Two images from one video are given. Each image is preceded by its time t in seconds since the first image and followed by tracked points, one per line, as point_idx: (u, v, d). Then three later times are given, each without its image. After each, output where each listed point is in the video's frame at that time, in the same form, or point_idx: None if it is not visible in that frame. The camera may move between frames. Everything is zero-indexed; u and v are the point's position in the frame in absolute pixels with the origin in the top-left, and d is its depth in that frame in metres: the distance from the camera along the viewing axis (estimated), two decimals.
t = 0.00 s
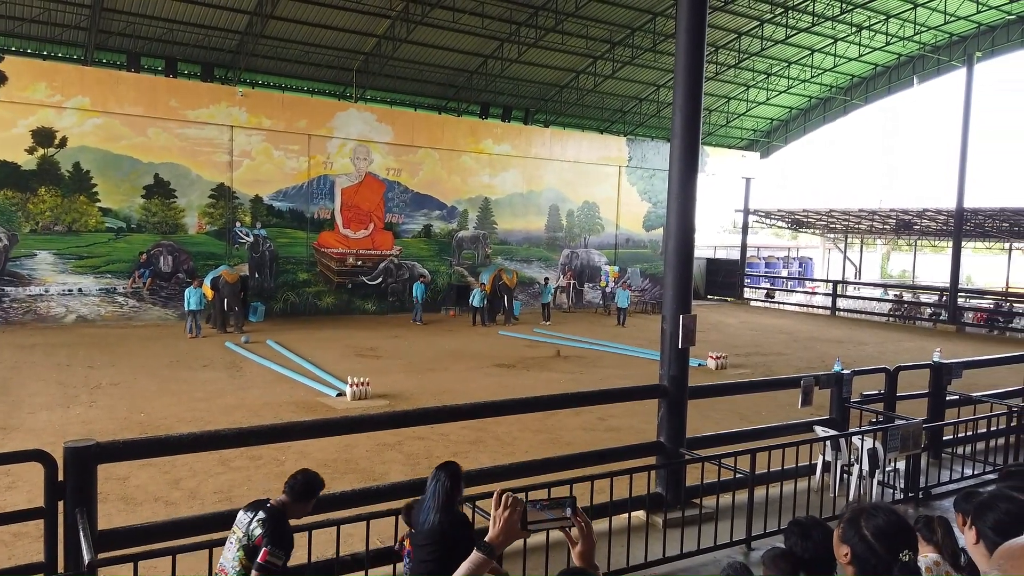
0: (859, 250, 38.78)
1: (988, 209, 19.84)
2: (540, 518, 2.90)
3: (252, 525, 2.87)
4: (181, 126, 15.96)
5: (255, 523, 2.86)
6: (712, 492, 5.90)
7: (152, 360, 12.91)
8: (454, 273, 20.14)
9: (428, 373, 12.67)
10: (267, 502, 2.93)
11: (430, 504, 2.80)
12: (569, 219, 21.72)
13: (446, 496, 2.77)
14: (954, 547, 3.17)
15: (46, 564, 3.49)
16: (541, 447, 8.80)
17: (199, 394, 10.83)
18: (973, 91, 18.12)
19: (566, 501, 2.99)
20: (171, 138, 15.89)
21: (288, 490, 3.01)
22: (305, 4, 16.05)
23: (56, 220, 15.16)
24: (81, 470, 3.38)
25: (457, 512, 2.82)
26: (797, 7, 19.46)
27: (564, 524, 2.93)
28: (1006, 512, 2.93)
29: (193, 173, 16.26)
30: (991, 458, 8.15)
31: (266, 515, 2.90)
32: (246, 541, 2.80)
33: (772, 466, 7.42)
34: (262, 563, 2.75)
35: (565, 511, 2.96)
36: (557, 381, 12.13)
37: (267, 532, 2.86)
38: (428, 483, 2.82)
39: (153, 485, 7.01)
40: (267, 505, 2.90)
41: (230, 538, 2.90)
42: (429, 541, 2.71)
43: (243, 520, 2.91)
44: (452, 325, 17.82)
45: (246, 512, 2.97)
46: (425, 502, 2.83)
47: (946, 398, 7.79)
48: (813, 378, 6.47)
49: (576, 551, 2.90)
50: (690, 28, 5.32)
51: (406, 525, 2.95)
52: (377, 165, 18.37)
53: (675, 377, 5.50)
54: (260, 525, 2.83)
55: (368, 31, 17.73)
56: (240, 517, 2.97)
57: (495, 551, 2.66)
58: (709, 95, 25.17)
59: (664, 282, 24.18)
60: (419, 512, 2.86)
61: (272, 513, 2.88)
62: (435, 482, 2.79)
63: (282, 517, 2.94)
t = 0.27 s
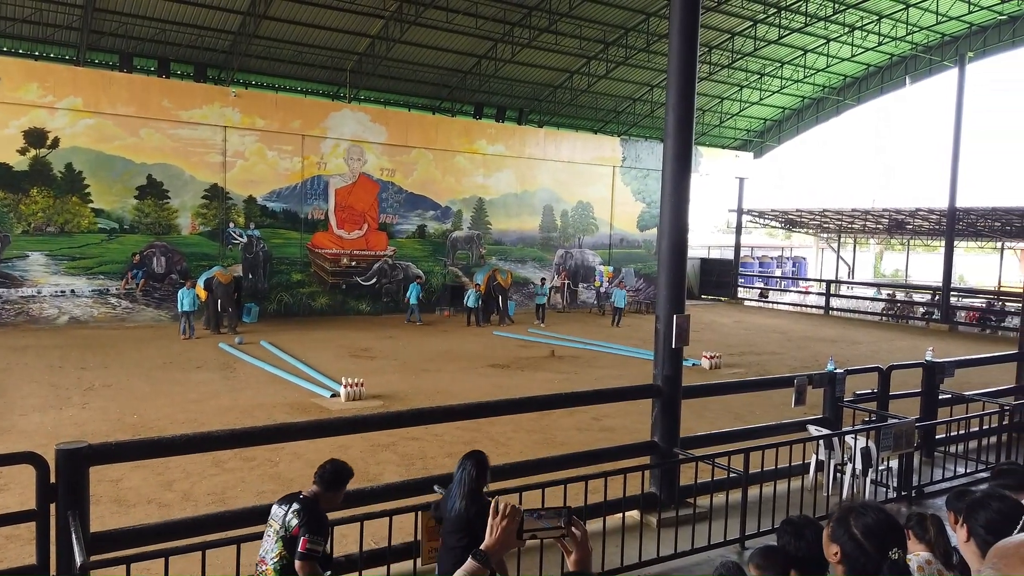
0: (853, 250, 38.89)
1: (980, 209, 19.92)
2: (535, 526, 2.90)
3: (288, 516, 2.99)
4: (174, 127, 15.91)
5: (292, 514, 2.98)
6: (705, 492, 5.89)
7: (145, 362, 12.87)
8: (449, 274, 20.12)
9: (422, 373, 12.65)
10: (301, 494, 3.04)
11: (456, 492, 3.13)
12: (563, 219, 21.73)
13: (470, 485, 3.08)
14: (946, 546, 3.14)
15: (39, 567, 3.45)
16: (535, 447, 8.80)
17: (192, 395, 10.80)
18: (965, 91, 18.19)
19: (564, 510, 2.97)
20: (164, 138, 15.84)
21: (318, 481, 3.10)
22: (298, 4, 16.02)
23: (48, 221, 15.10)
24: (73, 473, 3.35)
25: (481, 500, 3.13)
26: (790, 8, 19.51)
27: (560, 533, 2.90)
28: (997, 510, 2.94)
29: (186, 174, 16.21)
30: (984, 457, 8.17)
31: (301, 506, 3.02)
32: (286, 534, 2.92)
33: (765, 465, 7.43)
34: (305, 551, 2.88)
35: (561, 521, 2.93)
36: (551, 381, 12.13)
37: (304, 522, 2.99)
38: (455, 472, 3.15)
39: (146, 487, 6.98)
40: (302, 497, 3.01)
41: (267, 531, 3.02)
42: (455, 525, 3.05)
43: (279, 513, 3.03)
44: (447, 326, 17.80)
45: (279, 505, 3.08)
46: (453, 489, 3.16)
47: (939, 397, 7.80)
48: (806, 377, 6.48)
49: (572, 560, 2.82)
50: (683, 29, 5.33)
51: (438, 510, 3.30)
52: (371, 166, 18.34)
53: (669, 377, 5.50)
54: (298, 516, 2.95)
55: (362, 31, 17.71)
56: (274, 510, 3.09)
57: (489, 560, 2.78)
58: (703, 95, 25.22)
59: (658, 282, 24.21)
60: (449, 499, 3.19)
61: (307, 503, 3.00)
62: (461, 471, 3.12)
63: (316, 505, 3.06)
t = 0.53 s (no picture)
0: (845, 249, 39.04)
1: (971, 208, 20.02)
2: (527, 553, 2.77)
3: (328, 504, 3.09)
4: (165, 128, 15.86)
5: (330, 502, 3.08)
6: (698, 491, 5.89)
7: (137, 364, 12.81)
8: (442, 274, 20.12)
9: (416, 374, 12.63)
10: (340, 483, 3.13)
11: (488, 491, 3.13)
12: (556, 219, 21.74)
13: (502, 483, 3.08)
14: (936, 544, 3.12)
15: (30, 570, 3.44)
16: (528, 447, 8.80)
17: (184, 397, 10.76)
18: (955, 90, 18.28)
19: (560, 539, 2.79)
20: (156, 139, 15.79)
21: (357, 471, 3.18)
22: (290, 4, 15.99)
23: (39, 223, 15.02)
24: (64, 476, 3.34)
25: (515, 500, 3.12)
26: (781, 8, 19.58)
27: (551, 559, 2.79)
28: (987, 509, 2.93)
29: (178, 175, 16.16)
30: (974, 455, 8.21)
31: (340, 494, 3.11)
32: (322, 519, 3.03)
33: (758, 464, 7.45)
34: (338, 537, 2.94)
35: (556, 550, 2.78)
36: (544, 382, 12.14)
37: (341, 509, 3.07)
38: (489, 470, 3.16)
39: (138, 490, 6.95)
40: (340, 485, 3.11)
41: (311, 518, 3.13)
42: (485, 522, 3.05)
43: (321, 501, 3.14)
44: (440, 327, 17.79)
45: (323, 494, 3.19)
46: (486, 487, 3.17)
47: (930, 396, 7.83)
48: (798, 376, 6.48)
49: None
50: (674, 29, 5.33)
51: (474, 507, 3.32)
52: (363, 167, 18.32)
53: (662, 376, 5.51)
54: (334, 503, 3.04)
55: (354, 32, 17.69)
56: (319, 499, 3.21)
57: None
58: (695, 95, 25.28)
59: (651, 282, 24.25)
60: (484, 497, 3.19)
61: (345, 491, 3.08)
62: (494, 469, 3.13)
63: (356, 494, 3.13)
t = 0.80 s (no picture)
0: (837, 249, 39.20)
1: (961, 208, 20.13)
2: None
3: (363, 498, 3.19)
4: (157, 129, 15.81)
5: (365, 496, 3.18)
6: (691, 491, 5.89)
7: (129, 367, 12.76)
8: (435, 275, 20.10)
9: (409, 375, 12.62)
10: (374, 477, 3.20)
11: (526, 484, 3.29)
12: (549, 219, 21.75)
13: (538, 476, 3.24)
14: (927, 541, 3.12)
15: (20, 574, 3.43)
16: (522, 448, 8.80)
17: (177, 400, 10.72)
18: (946, 90, 18.36)
19: None
20: (147, 141, 15.74)
21: (390, 464, 3.25)
22: (282, 6, 15.96)
23: (30, 225, 14.93)
24: (55, 479, 3.32)
25: (549, 492, 3.28)
26: (772, 9, 19.64)
27: None
28: (979, 507, 2.93)
29: (170, 177, 16.10)
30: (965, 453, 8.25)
31: (375, 487, 3.19)
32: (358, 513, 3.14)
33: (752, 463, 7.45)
34: (371, 530, 3.03)
35: None
36: (538, 382, 12.15)
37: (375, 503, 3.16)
38: (522, 463, 3.32)
39: (130, 493, 6.92)
40: (373, 479, 3.19)
41: (350, 510, 3.24)
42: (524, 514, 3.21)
43: (358, 494, 3.25)
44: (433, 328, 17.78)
45: (361, 486, 3.29)
46: (521, 480, 3.33)
47: (922, 394, 7.86)
48: (791, 376, 6.49)
49: None
50: (666, 30, 5.34)
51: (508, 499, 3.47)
52: (356, 168, 18.30)
53: (656, 376, 5.50)
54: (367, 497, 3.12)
55: (346, 33, 17.67)
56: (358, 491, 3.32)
57: None
58: (687, 96, 25.33)
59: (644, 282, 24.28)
60: (518, 490, 3.35)
61: (379, 485, 3.17)
62: (529, 463, 3.28)
63: (390, 487, 3.20)
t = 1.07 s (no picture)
0: (830, 249, 39.34)
1: (953, 208, 20.22)
2: None
3: (408, 495, 3.29)
4: (150, 130, 15.75)
5: (410, 494, 3.28)
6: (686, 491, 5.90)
7: (122, 369, 12.72)
8: (429, 275, 20.09)
9: (404, 376, 12.60)
10: (416, 473, 3.32)
11: (557, 482, 3.33)
12: (544, 220, 21.76)
13: (570, 474, 3.29)
14: (919, 540, 3.14)
15: None
16: (517, 448, 8.81)
17: (170, 401, 10.70)
18: (937, 91, 18.44)
19: None
20: (140, 142, 15.69)
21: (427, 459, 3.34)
22: (275, 6, 15.92)
23: (22, 227, 14.85)
24: (48, 483, 3.30)
25: (580, 488, 3.34)
26: (765, 9, 19.69)
27: None
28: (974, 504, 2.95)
29: (163, 178, 16.04)
30: (958, 451, 8.29)
31: (417, 484, 3.30)
32: (408, 513, 3.24)
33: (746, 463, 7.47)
34: (427, 526, 3.16)
35: None
36: (533, 383, 12.15)
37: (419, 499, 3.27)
38: (552, 462, 3.35)
39: (124, 495, 6.90)
40: (416, 477, 3.29)
41: (394, 508, 3.34)
42: (560, 512, 3.26)
43: (400, 492, 3.33)
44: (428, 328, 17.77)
45: (400, 483, 3.39)
46: (552, 478, 3.37)
47: (914, 393, 7.89)
48: (785, 375, 6.51)
49: None
50: (659, 31, 5.34)
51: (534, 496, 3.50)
52: (350, 168, 18.27)
53: (650, 377, 5.51)
54: (416, 495, 3.23)
55: (339, 33, 17.64)
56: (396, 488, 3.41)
57: None
58: (680, 96, 25.38)
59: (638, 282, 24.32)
60: (547, 487, 3.40)
61: (422, 482, 3.27)
62: (561, 462, 3.32)
63: (431, 481, 3.32)
